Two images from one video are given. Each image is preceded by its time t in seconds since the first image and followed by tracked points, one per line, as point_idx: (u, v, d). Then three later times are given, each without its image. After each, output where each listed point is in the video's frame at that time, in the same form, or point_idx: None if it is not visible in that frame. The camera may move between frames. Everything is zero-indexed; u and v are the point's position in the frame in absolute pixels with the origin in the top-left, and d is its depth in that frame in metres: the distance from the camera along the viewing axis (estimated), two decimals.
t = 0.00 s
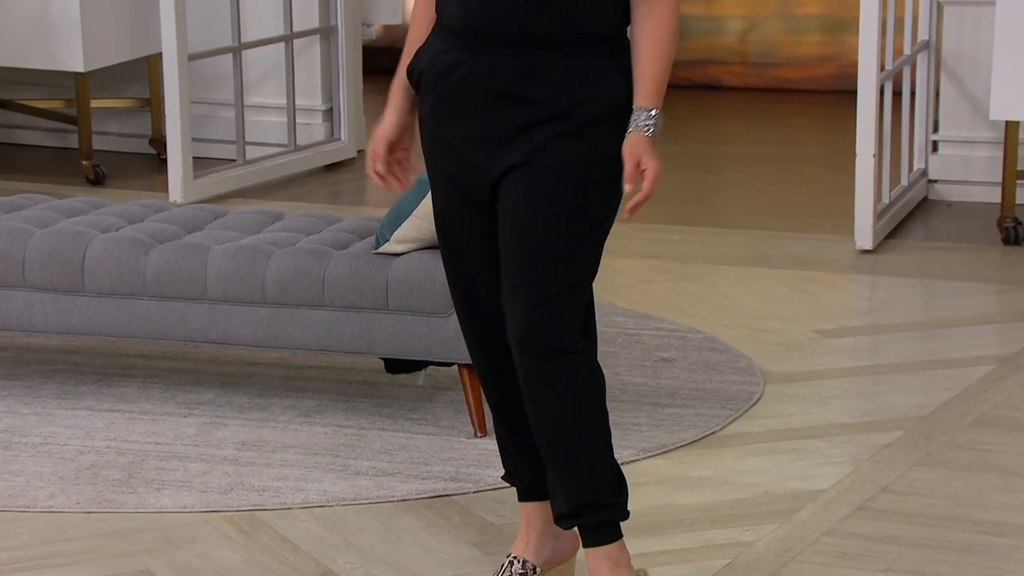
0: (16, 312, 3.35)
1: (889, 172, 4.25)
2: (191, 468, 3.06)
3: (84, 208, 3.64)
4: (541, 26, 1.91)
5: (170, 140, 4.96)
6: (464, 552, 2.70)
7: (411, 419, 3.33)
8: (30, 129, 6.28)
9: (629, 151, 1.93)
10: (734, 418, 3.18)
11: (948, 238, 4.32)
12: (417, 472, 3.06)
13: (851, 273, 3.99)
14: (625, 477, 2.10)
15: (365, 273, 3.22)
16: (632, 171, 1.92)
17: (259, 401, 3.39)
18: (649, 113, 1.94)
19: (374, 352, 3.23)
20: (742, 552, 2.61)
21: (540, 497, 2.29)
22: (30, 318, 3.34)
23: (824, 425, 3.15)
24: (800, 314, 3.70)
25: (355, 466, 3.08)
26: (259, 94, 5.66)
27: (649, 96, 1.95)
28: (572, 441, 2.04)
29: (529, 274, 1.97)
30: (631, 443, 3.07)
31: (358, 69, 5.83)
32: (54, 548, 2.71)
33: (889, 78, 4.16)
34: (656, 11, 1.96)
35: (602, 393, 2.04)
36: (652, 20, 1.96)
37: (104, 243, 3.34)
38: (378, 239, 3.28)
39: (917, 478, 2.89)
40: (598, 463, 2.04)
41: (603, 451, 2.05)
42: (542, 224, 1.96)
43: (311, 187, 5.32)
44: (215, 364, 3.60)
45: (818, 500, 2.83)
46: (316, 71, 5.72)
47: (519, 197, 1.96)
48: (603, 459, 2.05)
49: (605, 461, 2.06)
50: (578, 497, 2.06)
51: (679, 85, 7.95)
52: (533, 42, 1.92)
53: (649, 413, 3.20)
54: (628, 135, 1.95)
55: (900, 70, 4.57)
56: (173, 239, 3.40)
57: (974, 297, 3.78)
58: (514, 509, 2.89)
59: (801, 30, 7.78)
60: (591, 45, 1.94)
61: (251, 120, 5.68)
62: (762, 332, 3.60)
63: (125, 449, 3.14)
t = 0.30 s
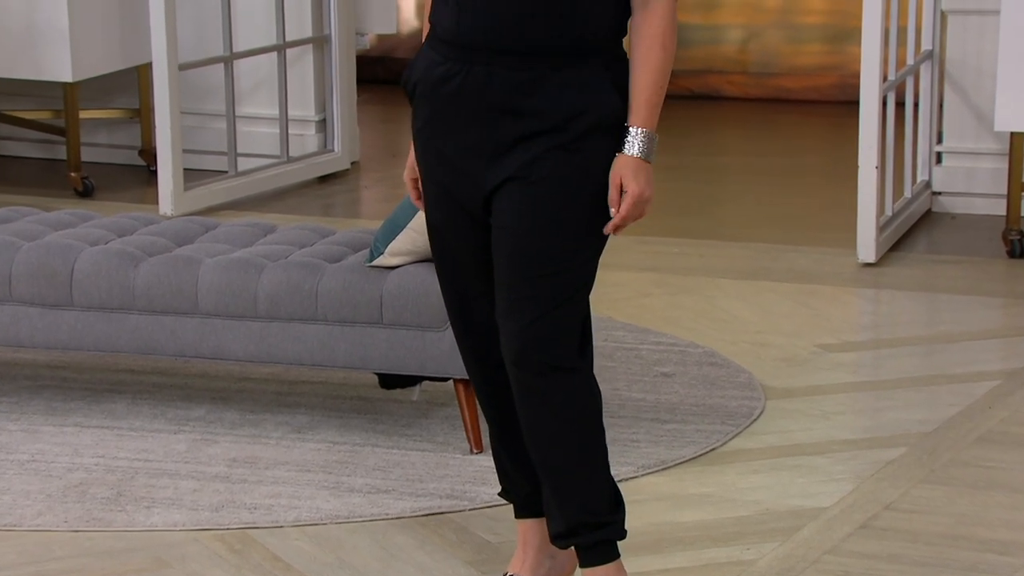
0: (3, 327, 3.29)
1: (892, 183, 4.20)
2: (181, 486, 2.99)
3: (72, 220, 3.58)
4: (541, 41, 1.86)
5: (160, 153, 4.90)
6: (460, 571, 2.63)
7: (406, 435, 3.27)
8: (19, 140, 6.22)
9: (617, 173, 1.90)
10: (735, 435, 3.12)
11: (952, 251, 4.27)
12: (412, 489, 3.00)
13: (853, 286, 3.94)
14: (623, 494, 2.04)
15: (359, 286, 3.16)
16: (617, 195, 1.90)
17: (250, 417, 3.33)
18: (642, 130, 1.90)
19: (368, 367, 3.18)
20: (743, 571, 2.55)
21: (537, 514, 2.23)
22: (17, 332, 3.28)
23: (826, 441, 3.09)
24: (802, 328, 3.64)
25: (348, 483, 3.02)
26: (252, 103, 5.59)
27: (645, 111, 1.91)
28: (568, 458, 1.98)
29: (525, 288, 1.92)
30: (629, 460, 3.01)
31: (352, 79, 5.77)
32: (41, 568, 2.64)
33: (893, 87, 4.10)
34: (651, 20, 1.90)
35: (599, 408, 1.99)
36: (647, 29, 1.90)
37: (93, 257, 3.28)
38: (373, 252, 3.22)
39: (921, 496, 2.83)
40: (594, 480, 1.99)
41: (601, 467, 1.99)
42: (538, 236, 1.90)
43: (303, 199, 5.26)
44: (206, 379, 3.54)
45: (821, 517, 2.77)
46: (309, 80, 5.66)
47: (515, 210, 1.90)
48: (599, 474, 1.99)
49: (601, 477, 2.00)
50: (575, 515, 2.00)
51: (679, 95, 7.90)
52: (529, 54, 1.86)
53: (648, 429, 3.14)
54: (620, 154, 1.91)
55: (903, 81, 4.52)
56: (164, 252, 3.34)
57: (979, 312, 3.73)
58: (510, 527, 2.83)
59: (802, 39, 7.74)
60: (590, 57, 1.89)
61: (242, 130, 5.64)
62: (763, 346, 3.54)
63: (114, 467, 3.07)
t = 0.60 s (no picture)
0: None
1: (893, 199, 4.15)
2: (169, 506, 2.93)
3: (58, 236, 3.52)
4: (531, 55, 1.82)
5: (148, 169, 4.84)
6: None
7: (398, 454, 3.21)
8: (5, 154, 6.16)
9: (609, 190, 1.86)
10: (733, 454, 3.06)
11: (953, 267, 4.23)
12: (405, 509, 2.94)
13: (853, 303, 3.89)
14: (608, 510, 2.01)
15: (351, 302, 3.11)
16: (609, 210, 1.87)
17: (240, 436, 3.27)
18: (637, 148, 1.86)
19: (360, 385, 3.12)
20: None
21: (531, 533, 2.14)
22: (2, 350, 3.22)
23: (825, 460, 3.04)
24: (801, 345, 3.59)
25: (339, 503, 2.96)
26: (241, 117, 5.50)
27: (640, 128, 1.87)
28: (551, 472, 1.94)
29: (511, 301, 1.88)
30: (625, 479, 2.95)
31: (344, 92, 5.71)
32: None
33: (893, 100, 4.04)
34: (644, 37, 1.85)
35: (586, 424, 1.95)
36: (641, 47, 1.86)
37: (79, 273, 3.22)
38: (365, 267, 3.17)
39: (923, 516, 2.77)
40: (580, 495, 1.95)
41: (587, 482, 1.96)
42: (526, 249, 1.86)
43: (295, 215, 5.20)
44: (195, 398, 3.47)
45: (821, 538, 2.71)
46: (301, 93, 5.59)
47: (503, 223, 1.86)
48: (586, 487, 1.96)
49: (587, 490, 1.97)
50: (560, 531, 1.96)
51: (676, 108, 7.85)
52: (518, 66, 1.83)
53: (645, 448, 3.08)
54: (613, 168, 1.87)
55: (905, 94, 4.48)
56: (151, 267, 3.28)
57: (981, 328, 3.68)
58: (504, 548, 2.77)
59: (802, 52, 7.69)
60: (579, 72, 1.85)
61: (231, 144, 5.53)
62: (762, 363, 3.49)
63: (100, 487, 3.01)
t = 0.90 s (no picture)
0: None
1: (895, 216, 4.09)
2: (155, 530, 2.86)
3: (42, 253, 3.44)
4: (531, 59, 1.82)
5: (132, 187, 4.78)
6: None
7: (390, 476, 3.14)
8: None
9: (632, 204, 1.93)
10: (733, 476, 2.99)
11: (957, 285, 4.16)
12: (396, 533, 2.86)
13: (855, 321, 3.82)
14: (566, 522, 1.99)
15: (341, 321, 3.05)
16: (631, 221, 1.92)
17: (228, 458, 3.19)
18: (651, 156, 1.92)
19: (351, 406, 3.06)
20: None
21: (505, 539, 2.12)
22: None
23: (827, 483, 2.96)
24: (801, 365, 3.52)
25: (329, 527, 2.88)
26: (229, 131, 5.42)
27: (653, 136, 1.92)
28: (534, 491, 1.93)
29: (511, 316, 1.87)
30: (622, 502, 2.87)
31: (334, 106, 5.64)
32: None
33: (894, 115, 3.97)
34: (643, 48, 1.89)
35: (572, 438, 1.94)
36: (643, 58, 1.89)
37: (63, 291, 3.15)
38: (356, 285, 3.10)
39: (926, 539, 2.69)
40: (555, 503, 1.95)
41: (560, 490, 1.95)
42: (526, 256, 1.85)
43: (284, 232, 5.11)
44: (182, 419, 3.40)
45: (823, 562, 2.63)
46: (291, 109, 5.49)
47: (508, 235, 1.86)
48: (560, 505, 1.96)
49: (557, 512, 1.97)
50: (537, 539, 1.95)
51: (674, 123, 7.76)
52: (521, 75, 1.83)
53: (643, 470, 3.01)
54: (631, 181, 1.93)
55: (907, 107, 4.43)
56: (137, 286, 3.21)
57: (986, 348, 3.61)
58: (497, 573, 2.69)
59: (803, 66, 7.51)
60: (581, 73, 1.85)
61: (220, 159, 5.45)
62: (761, 384, 3.42)
63: (84, 511, 2.93)
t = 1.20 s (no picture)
0: None
1: (899, 235, 4.03)
2: (140, 558, 2.77)
3: (26, 274, 3.37)
4: (526, 65, 1.67)
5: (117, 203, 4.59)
6: None
7: (382, 501, 3.06)
8: None
9: (660, 218, 1.79)
10: (734, 501, 2.91)
11: (962, 305, 4.10)
12: (388, 560, 2.78)
13: (858, 343, 3.75)
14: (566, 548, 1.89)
15: (332, 342, 2.98)
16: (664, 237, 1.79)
17: (215, 483, 3.12)
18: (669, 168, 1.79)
19: (342, 430, 2.98)
20: None
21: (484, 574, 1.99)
22: None
23: (830, 508, 2.88)
24: (803, 388, 3.45)
25: (320, 554, 2.80)
26: (216, 147, 5.31)
27: (668, 151, 1.79)
28: (539, 510, 1.81)
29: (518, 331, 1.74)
30: (620, 528, 2.78)
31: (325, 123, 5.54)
32: None
33: (898, 132, 3.91)
34: (648, 60, 1.77)
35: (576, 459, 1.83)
36: (650, 71, 1.77)
37: (47, 312, 3.07)
38: (347, 306, 3.03)
39: (932, 567, 2.61)
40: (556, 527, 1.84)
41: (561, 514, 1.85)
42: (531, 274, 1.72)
43: (273, 252, 5.04)
44: (169, 443, 3.32)
45: None
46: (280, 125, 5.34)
47: (513, 251, 1.71)
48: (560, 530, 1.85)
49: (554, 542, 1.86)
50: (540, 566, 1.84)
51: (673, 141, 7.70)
52: (517, 82, 1.68)
53: (641, 495, 2.93)
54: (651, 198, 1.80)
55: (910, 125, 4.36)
56: (123, 307, 3.13)
57: (992, 370, 3.54)
58: None
59: (804, 82, 7.42)
60: (581, 79, 1.70)
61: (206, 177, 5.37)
62: (763, 407, 3.34)
63: (67, 538, 2.85)
